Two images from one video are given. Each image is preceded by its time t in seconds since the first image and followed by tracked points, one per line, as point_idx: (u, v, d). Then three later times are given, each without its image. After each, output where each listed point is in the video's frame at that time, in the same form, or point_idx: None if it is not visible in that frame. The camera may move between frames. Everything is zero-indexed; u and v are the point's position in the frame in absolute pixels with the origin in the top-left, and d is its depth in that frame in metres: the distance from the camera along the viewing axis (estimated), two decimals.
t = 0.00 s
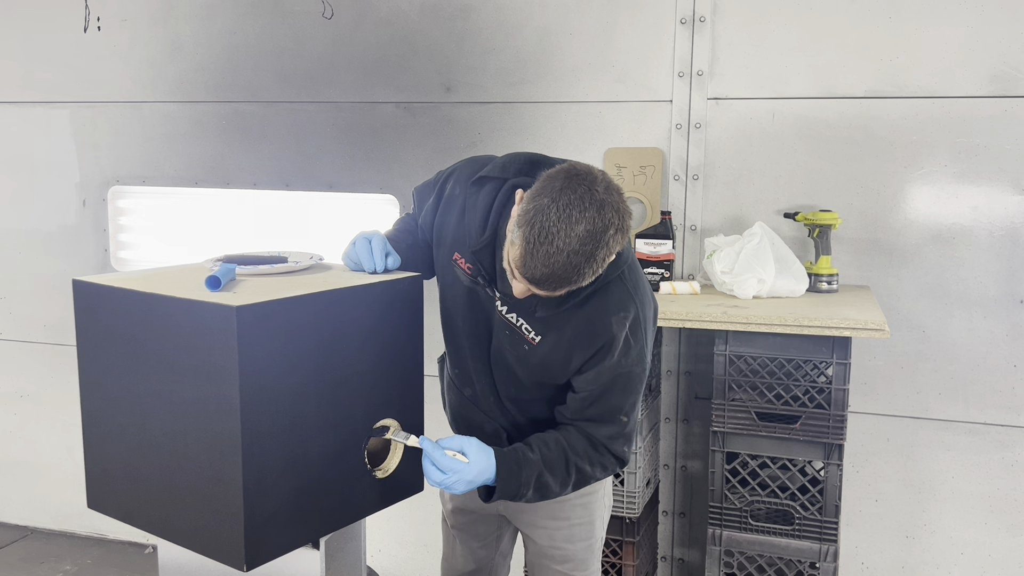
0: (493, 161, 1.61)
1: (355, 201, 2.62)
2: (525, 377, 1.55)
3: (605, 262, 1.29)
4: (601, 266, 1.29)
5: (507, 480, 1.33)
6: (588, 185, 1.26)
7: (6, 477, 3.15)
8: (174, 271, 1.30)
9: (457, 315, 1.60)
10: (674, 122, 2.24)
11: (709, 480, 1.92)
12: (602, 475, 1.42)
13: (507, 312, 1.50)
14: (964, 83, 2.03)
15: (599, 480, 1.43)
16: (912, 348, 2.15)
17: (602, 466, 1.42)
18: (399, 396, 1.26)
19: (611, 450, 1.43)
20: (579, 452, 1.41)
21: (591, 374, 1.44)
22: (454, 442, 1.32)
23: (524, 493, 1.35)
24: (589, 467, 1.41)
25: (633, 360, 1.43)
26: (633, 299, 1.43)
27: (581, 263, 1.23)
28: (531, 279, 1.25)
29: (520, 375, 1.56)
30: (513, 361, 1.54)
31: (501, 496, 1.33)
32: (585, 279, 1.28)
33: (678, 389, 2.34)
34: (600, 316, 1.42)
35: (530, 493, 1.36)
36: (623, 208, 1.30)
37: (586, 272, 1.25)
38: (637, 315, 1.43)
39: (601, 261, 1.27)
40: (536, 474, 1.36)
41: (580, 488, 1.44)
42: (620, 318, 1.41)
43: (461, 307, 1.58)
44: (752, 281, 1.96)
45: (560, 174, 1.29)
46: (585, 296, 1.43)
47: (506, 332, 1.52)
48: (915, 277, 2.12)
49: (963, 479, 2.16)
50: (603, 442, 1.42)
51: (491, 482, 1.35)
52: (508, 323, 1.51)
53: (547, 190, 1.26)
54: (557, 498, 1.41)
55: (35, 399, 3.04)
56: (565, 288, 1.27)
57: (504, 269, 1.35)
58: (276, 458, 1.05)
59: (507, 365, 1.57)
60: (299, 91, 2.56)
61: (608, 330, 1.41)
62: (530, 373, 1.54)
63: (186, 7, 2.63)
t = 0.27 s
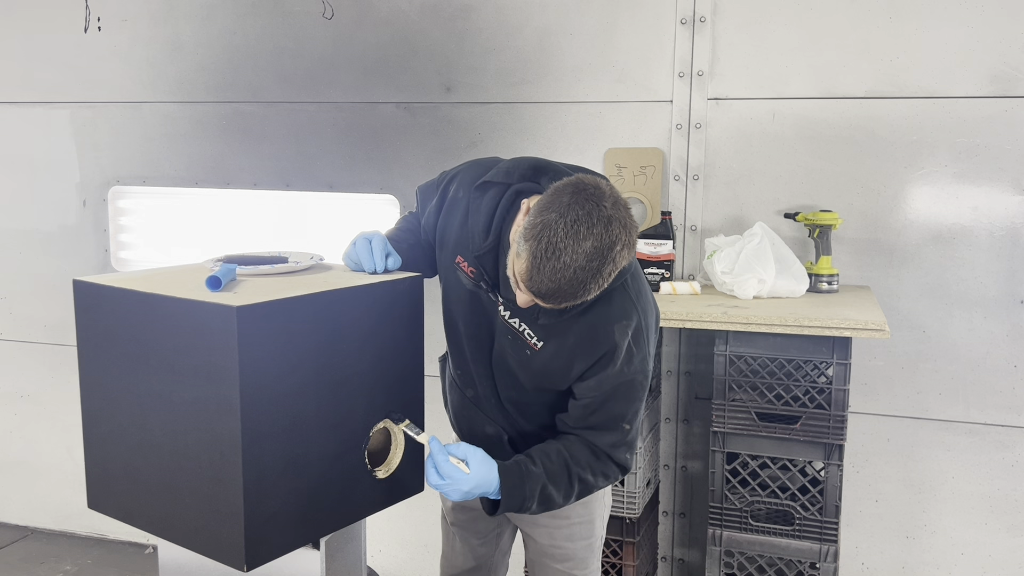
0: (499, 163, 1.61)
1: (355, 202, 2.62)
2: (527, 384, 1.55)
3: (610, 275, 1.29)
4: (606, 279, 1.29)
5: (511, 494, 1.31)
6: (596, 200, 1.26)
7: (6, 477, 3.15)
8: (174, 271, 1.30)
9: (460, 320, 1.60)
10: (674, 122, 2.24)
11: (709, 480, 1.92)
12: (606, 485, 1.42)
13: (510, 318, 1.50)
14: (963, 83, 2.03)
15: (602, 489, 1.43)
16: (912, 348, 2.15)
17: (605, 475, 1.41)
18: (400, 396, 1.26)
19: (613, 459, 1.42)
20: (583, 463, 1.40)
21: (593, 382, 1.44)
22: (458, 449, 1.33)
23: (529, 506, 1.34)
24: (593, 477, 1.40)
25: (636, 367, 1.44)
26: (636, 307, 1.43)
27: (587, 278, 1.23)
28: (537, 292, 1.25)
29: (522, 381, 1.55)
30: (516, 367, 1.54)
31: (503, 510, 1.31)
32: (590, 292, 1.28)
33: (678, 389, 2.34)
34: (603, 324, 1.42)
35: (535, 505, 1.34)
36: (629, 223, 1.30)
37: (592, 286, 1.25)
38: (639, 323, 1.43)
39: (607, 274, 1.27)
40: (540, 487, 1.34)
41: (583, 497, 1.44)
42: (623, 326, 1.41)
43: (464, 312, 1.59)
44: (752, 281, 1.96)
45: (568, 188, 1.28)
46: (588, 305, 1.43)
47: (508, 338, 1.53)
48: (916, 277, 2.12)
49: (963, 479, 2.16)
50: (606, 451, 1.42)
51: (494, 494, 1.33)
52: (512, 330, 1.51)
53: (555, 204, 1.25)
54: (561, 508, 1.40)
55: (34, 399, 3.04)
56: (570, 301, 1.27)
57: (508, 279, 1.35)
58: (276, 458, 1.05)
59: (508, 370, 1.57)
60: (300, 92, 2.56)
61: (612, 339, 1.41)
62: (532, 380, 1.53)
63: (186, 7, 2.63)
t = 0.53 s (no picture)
0: (502, 163, 1.61)
1: (355, 201, 2.62)
2: (524, 383, 1.55)
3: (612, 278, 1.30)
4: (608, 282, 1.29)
5: (494, 490, 1.31)
6: (601, 204, 1.25)
7: (6, 477, 3.15)
8: (174, 271, 1.30)
9: (459, 318, 1.60)
10: (674, 122, 2.24)
11: (709, 480, 1.92)
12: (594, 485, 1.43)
13: (509, 318, 1.50)
14: (964, 83, 2.03)
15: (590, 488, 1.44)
16: (912, 348, 2.15)
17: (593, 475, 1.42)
18: (399, 396, 1.26)
19: (602, 458, 1.43)
20: (571, 464, 1.40)
21: (589, 383, 1.45)
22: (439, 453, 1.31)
23: (514, 503, 1.34)
24: (581, 478, 1.40)
25: (633, 368, 1.45)
26: (636, 310, 1.43)
27: (591, 283, 1.23)
28: (539, 295, 1.25)
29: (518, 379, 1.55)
30: (514, 366, 1.54)
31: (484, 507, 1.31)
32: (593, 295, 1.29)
33: (678, 388, 2.34)
34: (601, 325, 1.42)
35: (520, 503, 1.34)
36: (632, 226, 1.30)
37: (595, 290, 1.26)
38: (637, 325, 1.43)
39: (611, 278, 1.27)
40: (524, 484, 1.34)
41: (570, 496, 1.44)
42: (622, 328, 1.41)
43: (463, 312, 1.59)
44: (752, 281, 1.96)
45: (573, 191, 1.28)
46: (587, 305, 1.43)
47: (508, 338, 1.52)
48: (916, 277, 2.12)
49: (963, 479, 2.16)
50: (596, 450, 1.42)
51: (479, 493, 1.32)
52: (510, 328, 1.51)
53: (560, 207, 1.25)
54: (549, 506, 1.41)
55: (34, 399, 3.04)
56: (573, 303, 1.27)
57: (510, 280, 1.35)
58: (276, 458, 1.05)
59: (506, 369, 1.57)
60: (300, 91, 2.56)
61: (610, 340, 1.41)
62: (529, 379, 1.53)
63: (186, 7, 2.63)
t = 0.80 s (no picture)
0: (500, 164, 1.61)
1: (355, 201, 2.62)
2: (525, 383, 1.55)
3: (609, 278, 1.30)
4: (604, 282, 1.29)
5: (499, 480, 1.32)
6: (595, 204, 1.25)
7: (6, 477, 3.15)
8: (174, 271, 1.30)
9: (458, 319, 1.60)
10: (674, 122, 2.24)
11: (709, 480, 1.92)
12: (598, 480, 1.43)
13: (509, 318, 1.50)
14: (964, 83, 2.03)
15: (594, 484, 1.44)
16: (912, 349, 2.15)
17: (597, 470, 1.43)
18: (399, 396, 1.26)
19: (606, 455, 1.43)
20: (575, 457, 1.41)
21: (591, 381, 1.45)
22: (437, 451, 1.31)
23: (517, 494, 1.35)
24: (584, 472, 1.41)
25: (635, 366, 1.45)
26: (637, 309, 1.43)
27: (586, 283, 1.23)
28: (535, 295, 1.25)
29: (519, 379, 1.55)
30: (514, 366, 1.54)
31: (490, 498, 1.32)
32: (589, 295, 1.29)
33: (678, 389, 2.34)
34: (601, 324, 1.42)
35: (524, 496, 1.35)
36: (628, 225, 1.30)
37: (590, 290, 1.25)
38: (637, 323, 1.43)
39: (606, 277, 1.27)
40: (528, 474, 1.35)
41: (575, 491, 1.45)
42: (623, 328, 1.41)
43: (462, 313, 1.58)
44: (752, 281, 1.96)
45: (568, 191, 1.28)
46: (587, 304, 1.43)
47: (508, 339, 1.52)
48: (916, 277, 2.12)
49: (963, 479, 2.16)
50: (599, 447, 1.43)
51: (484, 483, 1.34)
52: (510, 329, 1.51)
53: (555, 208, 1.25)
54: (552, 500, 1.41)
55: (34, 399, 3.04)
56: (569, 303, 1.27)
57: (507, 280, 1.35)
58: (276, 458, 1.05)
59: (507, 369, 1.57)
60: (300, 91, 2.56)
61: (610, 339, 1.41)
62: (531, 380, 1.53)
63: (186, 7, 2.63)
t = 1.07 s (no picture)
0: (494, 162, 1.61)
1: (355, 201, 2.62)
2: (527, 382, 1.54)
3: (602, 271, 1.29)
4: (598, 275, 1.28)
5: (507, 471, 1.33)
6: (584, 196, 1.26)
7: (6, 477, 3.15)
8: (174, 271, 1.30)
9: (459, 320, 1.60)
10: (674, 122, 2.24)
11: (709, 480, 1.92)
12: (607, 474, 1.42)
13: (510, 317, 1.50)
14: (964, 83, 2.03)
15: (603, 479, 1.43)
16: (912, 348, 2.15)
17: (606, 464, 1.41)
18: (399, 396, 1.26)
19: (614, 450, 1.42)
20: (584, 449, 1.40)
21: (594, 376, 1.44)
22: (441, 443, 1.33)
23: (526, 485, 1.35)
24: (593, 465, 1.40)
25: (637, 361, 1.44)
26: (636, 302, 1.43)
27: (577, 274, 1.23)
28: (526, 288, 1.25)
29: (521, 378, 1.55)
30: (516, 365, 1.54)
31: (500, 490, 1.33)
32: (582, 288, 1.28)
33: (678, 388, 2.34)
34: (602, 318, 1.42)
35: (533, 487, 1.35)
36: (619, 218, 1.30)
37: (582, 282, 1.25)
38: (639, 317, 1.43)
39: (598, 269, 1.26)
40: (536, 465, 1.35)
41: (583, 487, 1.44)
42: (623, 321, 1.41)
43: (462, 313, 1.59)
44: (752, 281, 1.96)
45: (556, 184, 1.29)
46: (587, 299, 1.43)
47: (508, 337, 1.52)
48: (916, 277, 2.12)
49: (963, 479, 2.16)
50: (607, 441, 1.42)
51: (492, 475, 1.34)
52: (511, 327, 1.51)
53: (543, 201, 1.26)
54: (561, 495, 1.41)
55: (34, 399, 3.04)
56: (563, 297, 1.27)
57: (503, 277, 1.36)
58: (276, 458, 1.05)
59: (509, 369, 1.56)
60: (299, 91, 2.56)
61: (611, 332, 1.41)
62: (533, 378, 1.53)
63: (186, 7, 2.63)
